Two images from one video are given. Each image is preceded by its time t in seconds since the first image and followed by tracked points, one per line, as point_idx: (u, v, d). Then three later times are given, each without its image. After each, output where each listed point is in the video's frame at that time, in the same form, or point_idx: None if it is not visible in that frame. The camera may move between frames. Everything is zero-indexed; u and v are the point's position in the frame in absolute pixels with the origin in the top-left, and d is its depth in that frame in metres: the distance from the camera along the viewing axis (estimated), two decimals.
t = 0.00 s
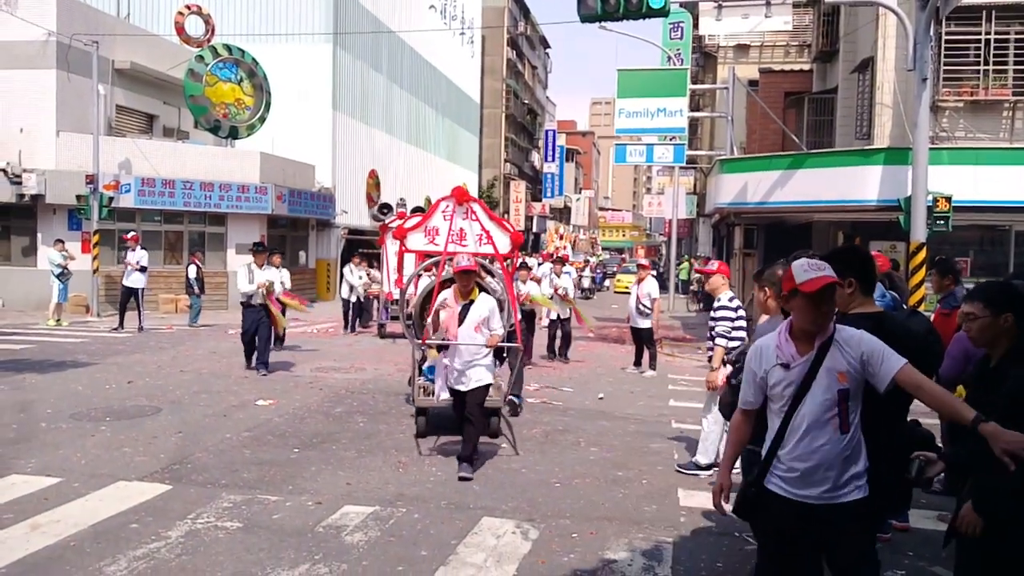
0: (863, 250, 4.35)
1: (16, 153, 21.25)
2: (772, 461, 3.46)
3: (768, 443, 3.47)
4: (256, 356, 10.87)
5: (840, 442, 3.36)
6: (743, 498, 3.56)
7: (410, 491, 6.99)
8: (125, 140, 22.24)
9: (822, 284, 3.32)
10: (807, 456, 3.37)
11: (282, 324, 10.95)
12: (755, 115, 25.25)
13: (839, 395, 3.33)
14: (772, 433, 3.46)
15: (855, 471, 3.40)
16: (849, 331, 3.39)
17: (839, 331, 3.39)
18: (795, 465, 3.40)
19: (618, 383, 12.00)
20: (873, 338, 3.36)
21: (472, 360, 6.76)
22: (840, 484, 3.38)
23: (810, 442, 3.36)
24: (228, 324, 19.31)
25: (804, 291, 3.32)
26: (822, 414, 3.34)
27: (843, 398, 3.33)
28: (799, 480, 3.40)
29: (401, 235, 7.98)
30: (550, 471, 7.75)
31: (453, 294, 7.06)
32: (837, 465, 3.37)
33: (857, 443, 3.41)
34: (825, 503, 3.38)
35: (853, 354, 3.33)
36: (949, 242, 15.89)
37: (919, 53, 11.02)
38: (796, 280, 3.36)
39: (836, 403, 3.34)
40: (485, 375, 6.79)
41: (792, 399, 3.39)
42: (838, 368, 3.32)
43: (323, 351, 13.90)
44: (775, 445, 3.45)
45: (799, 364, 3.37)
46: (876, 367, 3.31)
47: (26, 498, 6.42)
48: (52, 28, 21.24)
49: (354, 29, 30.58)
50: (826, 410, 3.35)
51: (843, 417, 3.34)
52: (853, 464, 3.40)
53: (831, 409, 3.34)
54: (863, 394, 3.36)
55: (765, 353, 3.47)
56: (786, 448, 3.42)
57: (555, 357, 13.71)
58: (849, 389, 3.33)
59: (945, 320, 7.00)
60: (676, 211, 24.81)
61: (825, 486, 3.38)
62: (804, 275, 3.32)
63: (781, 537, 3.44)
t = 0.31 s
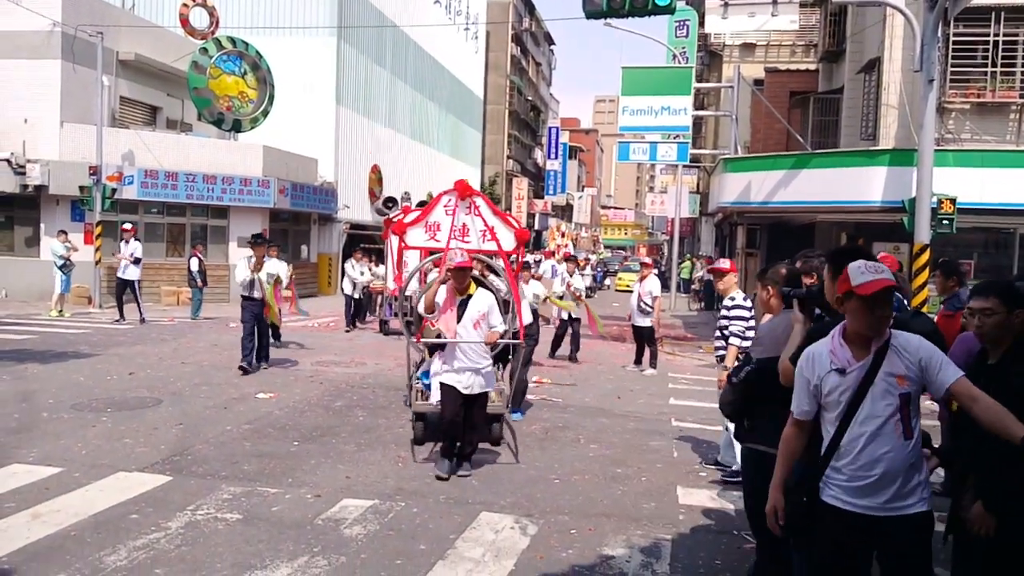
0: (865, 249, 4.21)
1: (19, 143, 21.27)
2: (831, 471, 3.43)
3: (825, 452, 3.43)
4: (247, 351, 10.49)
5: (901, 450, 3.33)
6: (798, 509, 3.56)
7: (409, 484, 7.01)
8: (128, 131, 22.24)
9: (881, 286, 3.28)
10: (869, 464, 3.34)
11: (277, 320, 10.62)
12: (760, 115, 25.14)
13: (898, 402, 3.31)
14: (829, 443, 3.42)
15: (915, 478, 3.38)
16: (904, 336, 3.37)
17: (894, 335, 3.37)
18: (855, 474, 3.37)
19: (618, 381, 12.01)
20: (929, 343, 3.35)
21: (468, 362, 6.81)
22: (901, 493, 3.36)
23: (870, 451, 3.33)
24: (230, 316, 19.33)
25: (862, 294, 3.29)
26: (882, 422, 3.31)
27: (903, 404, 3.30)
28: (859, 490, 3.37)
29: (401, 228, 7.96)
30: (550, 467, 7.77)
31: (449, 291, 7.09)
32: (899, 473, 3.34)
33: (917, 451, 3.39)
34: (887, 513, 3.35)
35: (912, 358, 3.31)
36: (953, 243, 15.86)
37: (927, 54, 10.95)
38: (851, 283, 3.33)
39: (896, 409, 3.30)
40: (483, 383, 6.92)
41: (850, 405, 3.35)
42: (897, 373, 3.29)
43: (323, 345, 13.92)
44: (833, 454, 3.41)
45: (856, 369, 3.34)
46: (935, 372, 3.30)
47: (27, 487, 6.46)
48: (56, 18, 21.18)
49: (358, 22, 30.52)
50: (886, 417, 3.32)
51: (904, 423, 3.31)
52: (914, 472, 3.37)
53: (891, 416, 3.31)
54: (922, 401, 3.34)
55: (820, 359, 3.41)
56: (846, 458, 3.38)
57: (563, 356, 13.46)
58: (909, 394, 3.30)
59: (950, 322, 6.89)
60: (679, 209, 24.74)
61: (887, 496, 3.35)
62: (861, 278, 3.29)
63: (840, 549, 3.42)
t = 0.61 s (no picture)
0: (860, 239, 4.18)
1: (19, 144, 21.25)
2: (858, 462, 3.46)
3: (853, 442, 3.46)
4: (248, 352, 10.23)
5: (930, 446, 3.31)
6: (827, 499, 3.57)
7: (413, 481, 7.01)
8: (128, 130, 22.19)
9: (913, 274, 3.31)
10: (893, 456, 3.34)
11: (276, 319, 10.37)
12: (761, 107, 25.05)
13: (930, 396, 3.29)
14: (858, 432, 3.45)
15: (944, 477, 3.35)
16: (941, 329, 3.36)
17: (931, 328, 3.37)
18: (880, 466, 3.38)
19: (622, 375, 12.01)
20: (967, 339, 3.31)
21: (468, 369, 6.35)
22: (927, 490, 3.35)
23: (897, 443, 3.33)
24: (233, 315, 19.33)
25: (893, 282, 3.32)
26: (911, 414, 3.31)
27: (934, 399, 3.28)
28: (884, 482, 3.38)
29: (400, 226, 7.48)
30: (554, 461, 7.76)
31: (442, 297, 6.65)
32: (926, 469, 3.33)
33: (949, 451, 3.36)
34: (911, 508, 3.35)
35: (946, 354, 3.28)
36: (957, 233, 15.82)
37: (928, 44, 10.91)
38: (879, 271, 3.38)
39: (927, 403, 3.29)
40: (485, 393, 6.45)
41: (878, 395, 3.36)
42: (931, 367, 3.28)
43: (327, 342, 13.93)
44: (860, 444, 3.44)
45: (890, 359, 3.34)
46: (969, 370, 3.28)
47: (32, 488, 6.47)
48: (54, 18, 21.18)
49: (357, 18, 30.46)
50: (916, 411, 3.31)
51: (934, 419, 3.30)
52: (943, 471, 3.34)
53: (920, 410, 3.30)
54: (956, 398, 3.30)
55: (854, 347, 3.45)
56: (871, 449, 3.40)
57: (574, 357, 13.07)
58: (941, 390, 3.28)
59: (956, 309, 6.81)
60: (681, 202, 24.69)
61: (911, 491, 3.34)
62: (893, 265, 3.32)
63: (868, 544, 3.44)
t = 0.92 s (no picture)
0: (859, 232, 4.17)
1: (22, 134, 21.28)
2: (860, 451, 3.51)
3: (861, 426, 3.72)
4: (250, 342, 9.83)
5: (923, 442, 3.27)
6: (836, 481, 3.87)
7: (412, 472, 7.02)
8: (131, 121, 22.23)
9: (922, 266, 3.36)
10: (884, 447, 3.36)
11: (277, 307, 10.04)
12: (764, 100, 24.96)
13: (928, 392, 3.24)
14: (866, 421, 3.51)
15: (940, 479, 3.27)
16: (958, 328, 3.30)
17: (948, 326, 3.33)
18: (873, 455, 3.41)
19: (622, 367, 12.00)
20: (978, 341, 3.21)
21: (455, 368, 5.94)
22: (918, 487, 3.30)
23: (889, 434, 3.34)
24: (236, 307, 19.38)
25: (903, 274, 3.40)
26: (906, 407, 3.30)
27: (933, 395, 3.24)
28: (876, 472, 3.39)
29: (400, 216, 7.50)
30: (554, 453, 7.77)
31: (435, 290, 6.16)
32: (917, 465, 3.29)
33: (950, 453, 3.27)
34: (898, 502, 3.33)
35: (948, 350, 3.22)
36: (960, 229, 15.81)
37: (934, 36, 10.83)
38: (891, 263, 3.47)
39: (924, 399, 3.25)
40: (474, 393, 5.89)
41: (882, 384, 3.41)
42: (932, 362, 3.23)
43: (328, 333, 13.95)
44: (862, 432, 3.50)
45: (897, 350, 3.41)
46: (975, 371, 3.18)
47: (33, 473, 6.50)
48: (57, 9, 21.16)
49: (361, 11, 30.43)
50: (913, 405, 3.29)
51: (931, 415, 3.25)
52: (938, 472, 3.27)
53: (917, 404, 3.27)
54: (959, 398, 3.22)
55: (871, 338, 3.56)
56: (870, 438, 3.44)
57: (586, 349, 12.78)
58: (942, 388, 3.21)
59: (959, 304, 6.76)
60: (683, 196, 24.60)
61: (902, 484, 3.32)
62: (900, 255, 3.40)
63: (862, 536, 3.46)
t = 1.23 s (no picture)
0: (867, 224, 4.16)
1: (31, 124, 21.40)
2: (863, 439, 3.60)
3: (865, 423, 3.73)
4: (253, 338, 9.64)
5: (909, 433, 3.32)
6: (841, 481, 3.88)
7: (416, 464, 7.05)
8: (139, 111, 22.34)
9: (921, 259, 3.34)
10: (874, 435, 3.44)
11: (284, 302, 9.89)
12: (771, 94, 24.88)
13: (917, 384, 3.28)
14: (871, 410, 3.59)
15: (926, 471, 3.30)
16: (957, 323, 3.27)
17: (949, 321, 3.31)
18: (867, 443, 3.50)
19: (627, 360, 12.02)
20: (969, 337, 3.18)
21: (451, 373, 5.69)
22: (905, 477, 3.34)
23: (879, 422, 3.42)
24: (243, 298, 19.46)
25: (905, 267, 3.40)
26: (897, 397, 3.36)
27: (921, 387, 3.27)
28: (868, 460, 3.48)
29: (400, 206, 7.46)
30: (558, 445, 7.79)
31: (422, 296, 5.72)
32: (903, 456, 3.34)
33: (938, 447, 3.28)
34: (884, 490, 3.39)
35: (938, 345, 3.24)
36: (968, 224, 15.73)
37: (942, 31, 10.78)
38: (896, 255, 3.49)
39: (913, 391, 3.29)
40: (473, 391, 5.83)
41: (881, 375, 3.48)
42: (922, 355, 3.26)
43: (333, 324, 14.01)
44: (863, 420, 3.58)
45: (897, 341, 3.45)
46: (963, 367, 3.16)
47: (39, 461, 6.55)
48: None
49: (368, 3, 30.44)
50: (904, 396, 3.34)
51: (919, 407, 3.29)
52: (923, 464, 3.30)
53: (906, 396, 3.32)
54: (950, 393, 3.22)
55: (881, 328, 3.62)
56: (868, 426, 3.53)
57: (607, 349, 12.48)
58: (930, 381, 3.24)
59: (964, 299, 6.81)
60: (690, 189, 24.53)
61: (887, 474, 3.38)
62: (900, 247, 3.41)
63: (852, 528, 3.50)
